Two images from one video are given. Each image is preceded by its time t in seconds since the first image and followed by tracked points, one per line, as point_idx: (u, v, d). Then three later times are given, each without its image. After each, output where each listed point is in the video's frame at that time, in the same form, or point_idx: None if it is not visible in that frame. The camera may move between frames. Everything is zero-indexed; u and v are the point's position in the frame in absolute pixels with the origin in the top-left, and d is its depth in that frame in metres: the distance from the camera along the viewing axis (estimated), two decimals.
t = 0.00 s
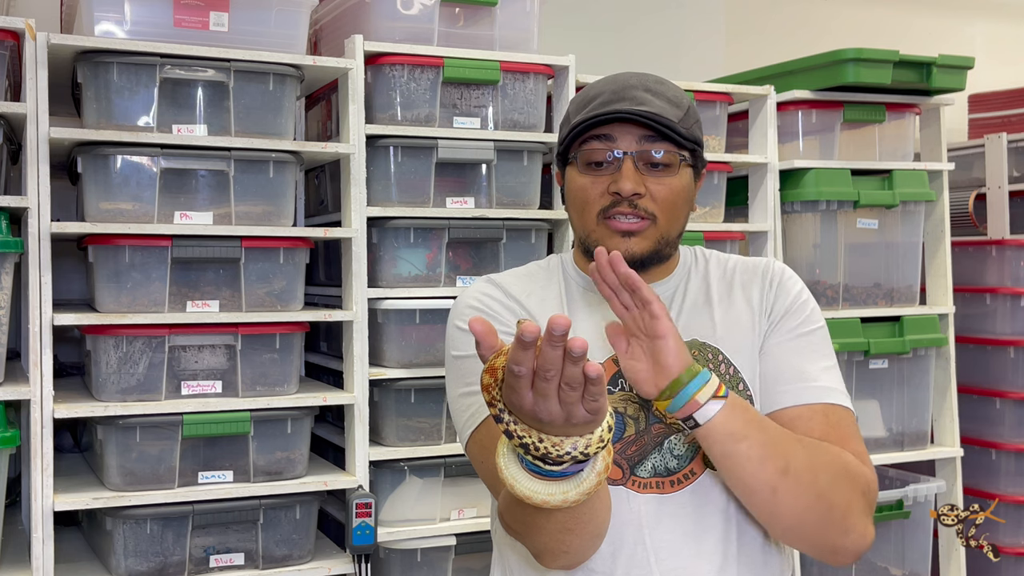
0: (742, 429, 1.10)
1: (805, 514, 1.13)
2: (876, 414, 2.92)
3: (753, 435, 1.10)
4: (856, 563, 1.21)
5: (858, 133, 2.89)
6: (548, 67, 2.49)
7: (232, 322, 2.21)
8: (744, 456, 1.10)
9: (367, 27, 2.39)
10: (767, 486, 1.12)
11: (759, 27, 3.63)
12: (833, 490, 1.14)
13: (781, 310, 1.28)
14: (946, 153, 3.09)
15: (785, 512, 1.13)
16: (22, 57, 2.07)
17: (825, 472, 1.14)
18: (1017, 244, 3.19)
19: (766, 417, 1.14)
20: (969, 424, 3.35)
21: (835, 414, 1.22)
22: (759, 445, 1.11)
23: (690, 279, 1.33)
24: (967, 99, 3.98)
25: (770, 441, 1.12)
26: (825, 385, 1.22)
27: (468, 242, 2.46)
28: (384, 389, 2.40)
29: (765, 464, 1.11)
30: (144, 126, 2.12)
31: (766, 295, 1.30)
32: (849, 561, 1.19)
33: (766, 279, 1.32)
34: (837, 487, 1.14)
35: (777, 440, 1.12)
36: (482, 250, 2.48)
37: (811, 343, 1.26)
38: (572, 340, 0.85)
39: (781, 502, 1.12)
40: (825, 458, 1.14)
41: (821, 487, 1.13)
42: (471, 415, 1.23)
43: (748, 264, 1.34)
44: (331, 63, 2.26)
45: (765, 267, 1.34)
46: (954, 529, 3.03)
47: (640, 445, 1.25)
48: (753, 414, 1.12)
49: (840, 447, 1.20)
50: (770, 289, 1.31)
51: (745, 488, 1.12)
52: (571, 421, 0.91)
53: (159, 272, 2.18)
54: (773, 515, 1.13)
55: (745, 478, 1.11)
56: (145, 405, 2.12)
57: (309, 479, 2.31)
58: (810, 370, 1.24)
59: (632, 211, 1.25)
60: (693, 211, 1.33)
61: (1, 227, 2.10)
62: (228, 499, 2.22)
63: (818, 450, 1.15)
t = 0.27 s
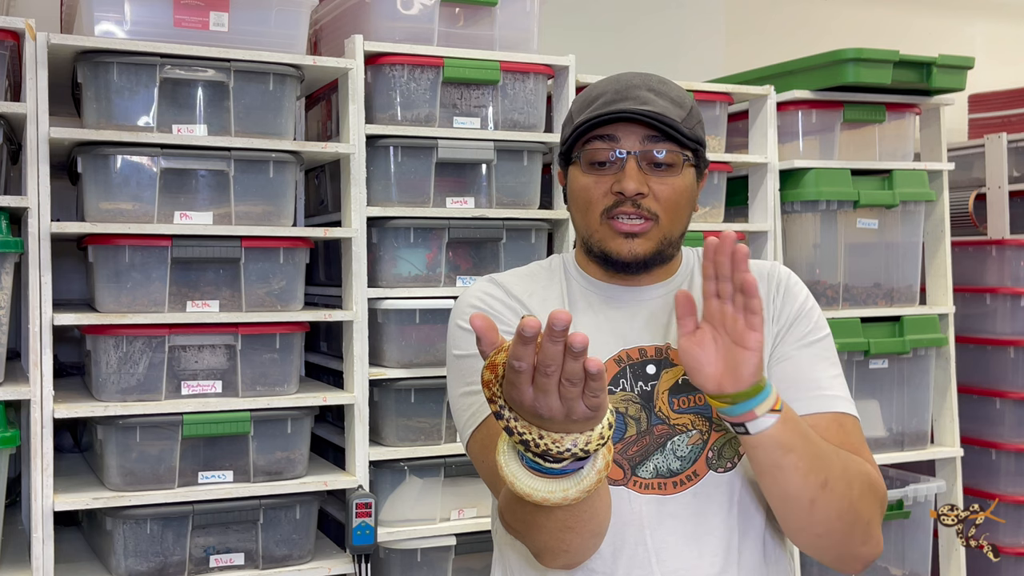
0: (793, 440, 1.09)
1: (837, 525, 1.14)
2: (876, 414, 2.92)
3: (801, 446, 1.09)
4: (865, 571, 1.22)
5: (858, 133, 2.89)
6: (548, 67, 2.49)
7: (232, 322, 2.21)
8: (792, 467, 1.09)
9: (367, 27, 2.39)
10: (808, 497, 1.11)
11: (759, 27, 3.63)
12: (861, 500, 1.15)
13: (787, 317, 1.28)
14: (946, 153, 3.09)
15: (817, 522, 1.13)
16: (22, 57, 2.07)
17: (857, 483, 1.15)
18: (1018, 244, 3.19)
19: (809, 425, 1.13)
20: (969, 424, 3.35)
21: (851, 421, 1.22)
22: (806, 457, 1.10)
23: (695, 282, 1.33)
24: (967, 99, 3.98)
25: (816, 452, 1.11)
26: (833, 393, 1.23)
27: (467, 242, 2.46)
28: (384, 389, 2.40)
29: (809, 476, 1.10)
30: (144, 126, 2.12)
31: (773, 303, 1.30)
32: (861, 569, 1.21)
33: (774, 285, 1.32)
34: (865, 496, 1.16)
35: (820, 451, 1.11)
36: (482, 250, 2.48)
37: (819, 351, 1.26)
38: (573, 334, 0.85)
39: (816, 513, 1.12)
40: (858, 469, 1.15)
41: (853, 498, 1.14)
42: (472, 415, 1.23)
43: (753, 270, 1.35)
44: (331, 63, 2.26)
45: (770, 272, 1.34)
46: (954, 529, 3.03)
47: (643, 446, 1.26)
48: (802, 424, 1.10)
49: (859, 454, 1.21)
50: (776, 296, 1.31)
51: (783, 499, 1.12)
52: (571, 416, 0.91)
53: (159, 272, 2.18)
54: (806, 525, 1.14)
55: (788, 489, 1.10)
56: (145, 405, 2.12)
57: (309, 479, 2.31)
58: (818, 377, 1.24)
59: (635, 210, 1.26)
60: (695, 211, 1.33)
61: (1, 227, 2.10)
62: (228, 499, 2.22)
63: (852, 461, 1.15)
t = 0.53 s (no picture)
0: (811, 486, 1.10)
1: (851, 552, 1.17)
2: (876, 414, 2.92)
3: (818, 490, 1.11)
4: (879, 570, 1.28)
5: (858, 133, 2.89)
6: (548, 67, 2.49)
7: (232, 322, 2.21)
8: (811, 511, 1.11)
9: (367, 27, 2.39)
10: (825, 534, 1.14)
11: (759, 27, 3.63)
12: (876, 526, 1.18)
13: (798, 330, 1.30)
14: (946, 153, 3.09)
15: (833, 553, 1.16)
16: (22, 57, 2.07)
17: (872, 511, 1.17)
18: (1018, 244, 3.19)
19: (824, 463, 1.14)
20: (970, 424, 3.35)
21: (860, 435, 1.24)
22: (823, 499, 1.12)
23: (700, 285, 1.32)
24: (967, 99, 3.98)
25: (832, 492, 1.13)
26: (846, 410, 1.24)
27: (468, 242, 2.46)
28: (384, 389, 2.40)
29: (826, 515, 1.12)
30: (144, 126, 2.12)
31: (784, 312, 1.31)
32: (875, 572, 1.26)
33: (785, 292, 1.32)
34: (879, 520, 1.18)
35: (835, 489, 1.13)
36: (482, 250, 2.48)
37: (829, 368, 1.28)
38: (571, 336, 0.85)
39: (833, 546, 1.15)
40: (873, 497, 1.17)
41: (868, 527, 1.17)
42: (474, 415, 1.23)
43: (762, 272, 1.34)
44: (331, 63, 2.26)
45: (779, 276, 1.33)
46: (954, 529, 3.03)
47: (646, 447, 1.25)
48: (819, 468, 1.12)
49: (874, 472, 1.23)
50: (787, 305, 1.31)
51: (802, 536, 1.14)
52: (571, 418, 0.91)
53: (159, 272, 2.18)
54: (823, 556, 1.16)
55: (807, 528, 1.13)
56: (145, 405, 2.12)
57: (309, 479, 2.31)
58: (831, 394, 1.25)
59: (639, 212, 1.26)
60: (698, 211, 1.33)
61: (1, 227, 2.10)
62: (228, 499, 2.22)
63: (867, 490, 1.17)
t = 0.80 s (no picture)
0: (805, 530, 1.21)
1: (850, 568, 1.28)
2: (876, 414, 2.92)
3: (812, 531, 1.22)
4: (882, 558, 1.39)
5: (858, 133, 2.89)
6: (548, 67, 2.49)
7: (232, 322, 2.21)
8: (804, 549, 1.23)
9: (367, 27, 2.39)
10: (820, 561, 1.25)
11: (759, 27, 3.62)
12: (874, 543, 1.28)
13: (810, 338, 1.31)
14: (946, 153, 3.09)
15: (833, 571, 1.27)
16: (22, 57, 2.07)
17: (870, 530, 1.26)
18: (1018, 244, 3.19)
19: (822, 500, 1.23)
20: (970, 424, 3.35)
21: (865, 446, 1.30)
22: (817, 538, 1.22)
23: (706, 286, 1.33)
24: (967, 100, 3.98)
25: (827, 530, 1.23)
26: (854, 423, 1.30)
27: (468, 242, 2.46)
28: (384, 389, 2.40)
29: (821, 548, 1.23)
30: (144, 126, 2.12)
31: (796, 320, 1.32)
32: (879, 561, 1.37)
33: (794, 300, 1.33)
34: (877, 538, 1.28)
35: (831, 525, 1.23)
36: (482, 250, 2.48)
37: (838, 378, 1.31)
38: (560, 333, 0.84)
39: (830, 568, 1.27)
40: (871, 524, 1.26)
41: (865, 547, 1.27)
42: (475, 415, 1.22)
43: (769, 278, 1.35)
44: (331, 63, 2.26)
45: (787, 283, 1.35)
46: (954, 529, 3.03)
47: (648, 448, 1.26)
48: (816, 513, 1.22)
49: (878, 487, 1.30)
50: (798, 313, 1.32)
51: (803, 562, 1.25)
52: (564, 414, 0.91)
53: (159, 272, 2.18)
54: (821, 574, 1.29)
55: (802, 561, 1.25)
56: (145, 405, 2.12)
57: (309, 479, 2.31)
58: (841, 407, 1.29)
59: (645, 213, 1.26)
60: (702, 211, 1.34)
61: (1, 228, 2.10)
62: (228, 499, 2.22)
63: (866, 516, 1.25)
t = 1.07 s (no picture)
0: (807, 526, 1.22)
1: (854, 565, 1.28)
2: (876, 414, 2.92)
3: (814, 528, 1.22)
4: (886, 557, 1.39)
5: (858, 133, 2.89)
6: (548, 67, 2.49)
7: (232, 322, 2.21)
8: (806, 546, 1.23)
9: (367, 27, 2.39)
10: (824, 559, 1.25)
11: (759, 27, 3.62)
12: (879, 541, 1.28)
13: (810, 339, 1.32)
14: (946, 153, 3.09)
15: (837, 569, 1.28)
16: (22, 57, 2.07)
17: (874, 529, 1.26)
18: (1018, 244, 3.19)
19: (825, 497, 1.24)
20: (970, 424, 3.35)
21: (867, 444, 1.30)
22: (819, 534, 1.23)
23: (706, 286, 1.33)
24: (967, 100, 3.98)
25: (830, 527, 1.23)
26: (855, 422, 1.30)
27: (468, 242, 2.46)
28: (384, 389, 2.40)
29: (823, 545, 1.24)
30: (144, 126, 2.12)
31: (796, 320, 1.32)
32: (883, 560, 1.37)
33: (793, 302, 1.34)
34: (882, 535, 1.28)
35: (834, 521, 1.23)
36: (482, 250, 2.48)
37: (838, 378, 1.32)
38: (569, 347, 0.85)
39: (832, 566, 1.27)
40: (875, 522, 1.26)
41: (870, 545, 1.27)
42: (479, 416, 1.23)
43: (769, 279, 1.35)
44: (331, 63, 2.26)
45: (787, 285, 1.35)
46: (954, 529, 3.03)
47: (651, 447, 1.26)
48: (819, 509, 1.22)
49: (882, 485, 1.30)
50: (798, 314, 1.33)
51: (806, 560, 1.26)
52: (575, 417, 0.91)
53: (159, 272, 2.18)
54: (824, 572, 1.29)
55: (805, 558, 1.25)
56: (145, 405, 2.12)
57: (309, 479, 2.31)
58: (842, 406, 1.30)
59: (646, 214, 1.26)
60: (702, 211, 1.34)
61: (1, 228, 2.10)
62: (228, 499, 2.22)
63: (871, 514, 1.25)
